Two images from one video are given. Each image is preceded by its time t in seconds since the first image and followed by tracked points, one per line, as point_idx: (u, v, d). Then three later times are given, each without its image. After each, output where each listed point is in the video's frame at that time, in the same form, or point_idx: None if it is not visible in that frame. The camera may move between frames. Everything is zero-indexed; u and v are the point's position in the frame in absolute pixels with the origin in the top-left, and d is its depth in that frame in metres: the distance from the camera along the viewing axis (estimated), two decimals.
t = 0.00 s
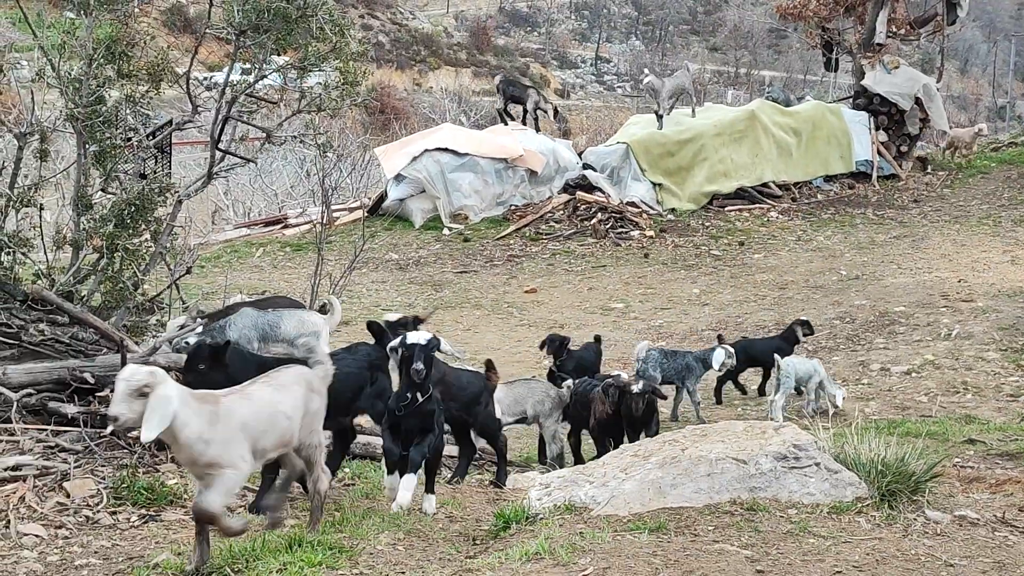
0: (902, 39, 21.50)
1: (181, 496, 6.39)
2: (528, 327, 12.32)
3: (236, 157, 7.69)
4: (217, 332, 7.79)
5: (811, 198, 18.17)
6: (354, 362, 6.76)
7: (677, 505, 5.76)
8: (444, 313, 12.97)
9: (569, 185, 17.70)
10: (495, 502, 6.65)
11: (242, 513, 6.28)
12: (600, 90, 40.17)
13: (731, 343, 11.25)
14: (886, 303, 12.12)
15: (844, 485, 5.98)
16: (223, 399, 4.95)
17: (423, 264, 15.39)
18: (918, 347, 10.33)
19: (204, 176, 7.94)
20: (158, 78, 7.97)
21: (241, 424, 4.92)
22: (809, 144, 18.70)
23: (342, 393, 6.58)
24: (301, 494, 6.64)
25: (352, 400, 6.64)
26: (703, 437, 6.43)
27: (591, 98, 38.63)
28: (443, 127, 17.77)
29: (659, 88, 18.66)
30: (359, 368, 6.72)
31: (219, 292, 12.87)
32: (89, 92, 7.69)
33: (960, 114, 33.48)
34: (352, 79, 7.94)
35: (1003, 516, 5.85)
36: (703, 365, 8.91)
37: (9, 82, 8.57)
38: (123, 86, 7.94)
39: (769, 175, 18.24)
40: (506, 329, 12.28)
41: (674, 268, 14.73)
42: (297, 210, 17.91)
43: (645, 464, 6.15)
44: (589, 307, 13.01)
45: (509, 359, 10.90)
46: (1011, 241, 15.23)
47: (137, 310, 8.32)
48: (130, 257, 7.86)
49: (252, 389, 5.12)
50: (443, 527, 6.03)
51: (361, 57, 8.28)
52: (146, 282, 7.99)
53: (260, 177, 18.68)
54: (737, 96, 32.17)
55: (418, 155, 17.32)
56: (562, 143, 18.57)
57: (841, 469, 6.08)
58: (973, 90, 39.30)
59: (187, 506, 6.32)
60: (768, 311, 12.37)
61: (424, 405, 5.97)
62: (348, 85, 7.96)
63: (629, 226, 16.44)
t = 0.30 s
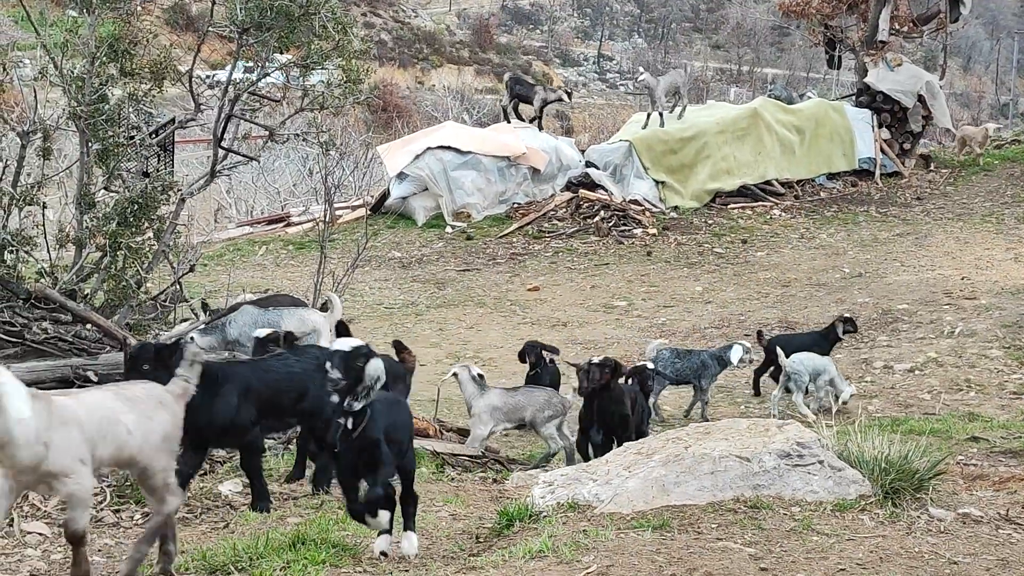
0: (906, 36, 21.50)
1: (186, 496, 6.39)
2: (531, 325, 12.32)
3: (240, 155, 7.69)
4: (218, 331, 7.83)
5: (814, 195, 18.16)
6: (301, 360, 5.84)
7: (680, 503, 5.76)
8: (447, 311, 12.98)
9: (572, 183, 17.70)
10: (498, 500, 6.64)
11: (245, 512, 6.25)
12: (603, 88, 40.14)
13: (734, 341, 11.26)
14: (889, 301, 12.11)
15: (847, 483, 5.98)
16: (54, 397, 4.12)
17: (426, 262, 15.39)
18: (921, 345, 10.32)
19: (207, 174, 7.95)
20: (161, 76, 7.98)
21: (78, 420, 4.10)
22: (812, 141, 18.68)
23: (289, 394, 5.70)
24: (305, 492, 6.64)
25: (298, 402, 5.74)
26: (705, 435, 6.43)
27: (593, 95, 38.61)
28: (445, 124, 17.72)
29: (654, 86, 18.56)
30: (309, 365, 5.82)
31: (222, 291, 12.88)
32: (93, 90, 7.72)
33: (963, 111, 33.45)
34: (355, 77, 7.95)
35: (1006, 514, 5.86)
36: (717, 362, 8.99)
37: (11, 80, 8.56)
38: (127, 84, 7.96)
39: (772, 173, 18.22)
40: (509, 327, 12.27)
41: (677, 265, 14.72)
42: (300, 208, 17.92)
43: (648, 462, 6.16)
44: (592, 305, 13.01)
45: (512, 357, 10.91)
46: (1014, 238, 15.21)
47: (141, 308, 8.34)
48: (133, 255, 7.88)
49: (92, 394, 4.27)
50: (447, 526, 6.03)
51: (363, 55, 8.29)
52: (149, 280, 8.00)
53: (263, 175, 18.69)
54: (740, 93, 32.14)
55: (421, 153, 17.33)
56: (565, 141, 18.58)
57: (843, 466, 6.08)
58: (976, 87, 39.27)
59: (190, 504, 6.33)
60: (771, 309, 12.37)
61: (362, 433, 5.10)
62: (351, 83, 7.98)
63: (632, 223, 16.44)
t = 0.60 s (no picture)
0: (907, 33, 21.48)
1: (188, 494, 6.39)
2: (532, 323, 12.33)
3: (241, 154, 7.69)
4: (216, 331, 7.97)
5: (815, 192, 18.15)
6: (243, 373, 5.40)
7: (682, 501, 5.77)
8: (448, 309, 12.99)
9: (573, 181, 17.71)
10: (499, 498, 6.64)
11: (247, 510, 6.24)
12: (604, 86, 40.14)
13: (735, 340, 11.27)
14: (890, 299, 12.12)
15: (848, 481, 5.98)
16: None
17: (427, 260, 15.39)
18: (922, 343, 10.33)
19: (208, 172, 7.95)
20: (162, 74, 7.99)
21: None
22: (813, 138, 18.67)
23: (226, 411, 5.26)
24: (306, 490, 6.63)
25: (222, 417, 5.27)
26: (707, 433, 6.44)
27: (594, 94, 38.61)
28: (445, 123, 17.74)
29: (640, 89, 18.86)
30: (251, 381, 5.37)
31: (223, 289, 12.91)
32: (94, 88, 7.73)
33: (965, 109, 33.44)
34: (355, 75, 7.96)
35: (1007, 512, 5.85)
36: (730, 361, 8.99)
37: (13, 79, 8.56)
38: (128, 82, 7.97)
39: (773, 171, 18.22)
40: (510, 325, 12.28)
41: (678, 264, 14.72)
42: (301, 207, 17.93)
43: (650, 459, 6.17)
44: (593, 303, 13.03)
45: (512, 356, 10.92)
46: (1015, 236, 15.21)
47: (143, 306, 8.35)
48: (135, 253, 7.89)
49: None
50: (448, 524, 6.03)
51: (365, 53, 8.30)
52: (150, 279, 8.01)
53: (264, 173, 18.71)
54: (742, 90, 32.14)
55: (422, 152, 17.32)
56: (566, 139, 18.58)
57: (845, 465, 6.08)
58: (977, 85, 39.26)
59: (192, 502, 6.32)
60: (772, 307, 12.38)
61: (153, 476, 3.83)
62: (352, 81, 7.98)
63: (633, 221, 16.44)
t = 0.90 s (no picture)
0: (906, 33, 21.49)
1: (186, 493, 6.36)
2: (531, 322, 12.33)
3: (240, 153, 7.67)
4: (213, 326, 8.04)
5: (814, 192, 18.17)
6: (166, 381, 5.61)
7: (681, 501, 5.77)
8: (447, 308, 12.98)
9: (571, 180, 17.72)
10: (497, 498, 6.64)
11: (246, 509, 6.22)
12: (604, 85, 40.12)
13: (734, 339, 11.26)
14: (888, 298, 12.12)
15: (847, 480, 5.98)
16: None
17: (426, 259, 15.39)
18: (921, 342, 10.33)
19: (206, 172, 7.94)
20: (161, 73, 7.98)
21: None
22: (812, 138, 18.67)
23: (141, 413, 5.46)
24: (305, 489, 6.62)
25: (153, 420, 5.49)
26: (706, 432, 6.43)
27: (594, 93, 38.60)
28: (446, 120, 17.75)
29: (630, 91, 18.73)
30: (173, 388, 5.58)
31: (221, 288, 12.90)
32: (92, 88, 7.72)
33: (963, 108, 33.46)
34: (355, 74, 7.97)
35: (1006, 511, 5.86)
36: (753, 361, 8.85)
37: (11, 78, 8.55)
38: (127, 81, 7.95)
39: (772, 170, 18.23)
40: (509, 324, 12.27)
41: (677, 263, 14.71)
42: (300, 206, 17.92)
43: (649, 458, 6.16)
44: (592, 302, 13.03)
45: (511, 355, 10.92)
46: (1014, 235, 15.21)
47: (142, 305, 8.35)
48: (134, 252, 7.89)
49: None
50: (447, 523, 6.02)
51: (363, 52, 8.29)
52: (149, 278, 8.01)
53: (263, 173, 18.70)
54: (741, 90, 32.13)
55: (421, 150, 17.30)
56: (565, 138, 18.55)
57: (844, 463, 6.08)
58: (976, 84, 39.29)
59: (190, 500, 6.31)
60: (770, 306, 12.37)
61: None
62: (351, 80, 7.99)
63: (632, 220, 16.44)
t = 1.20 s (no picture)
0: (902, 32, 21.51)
1: (183, 493, 6.36)
2: (527, 322, 12.33)
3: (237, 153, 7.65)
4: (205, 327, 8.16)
5: (810, 192, 18.18)
6: (75, 378, 5.24)
7: (677, 500, 5.78)
8: (443, 308, 12.97)
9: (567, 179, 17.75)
10: (493, 498, 6.64)
11: (243, 509, 6.22)
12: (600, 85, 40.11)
13: (730, 339, 11.26)
14: (884, 297, 12.13)
15: (844, 479, 5.98)
16: None
17: (422, 259, 15.39)
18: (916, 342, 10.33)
19: (202, 171, 7.93)
20: (158, 73, 7.96)
21: None
22: (809, 138, 18.66)
23: (54, 416, 5.09)
24: (302, 489, 6.62)
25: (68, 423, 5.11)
26: (702, 432, 6.43)
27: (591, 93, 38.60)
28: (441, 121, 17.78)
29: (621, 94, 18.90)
30: (83, 386, 5.21)
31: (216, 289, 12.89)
32: (88, 88, 7.71)
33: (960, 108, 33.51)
34: (351, 74, 7.97)
35: (1002, 510, 5.86)
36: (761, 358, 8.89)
37: (7, 78, 8.54)
38: (123, 81, 7.94)
39: (768, 170, 18.22)
40: (505, 325, 12.26)
41: (673, 263, 14.72)
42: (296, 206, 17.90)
43: (646, 458, 6.17)
44: (588, 302, 13.03)
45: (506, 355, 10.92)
46: (1010, 235, 15.23)
47: (138, 305, 8.34)
48: (130, 252, 7.88)
49: None
50: (444, 523, 6.01)
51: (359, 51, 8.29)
52: (146, 279, 8.00)
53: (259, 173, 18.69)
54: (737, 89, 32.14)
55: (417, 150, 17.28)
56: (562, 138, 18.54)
57: (840, 463, 6.08)
58: (972, 83, 39.35)
59: (186, 500, 6.30)
60: (766, 306, 12.38)
61: None
62: (348, 80, 7.99)
63: (629, 220, 16.45)
